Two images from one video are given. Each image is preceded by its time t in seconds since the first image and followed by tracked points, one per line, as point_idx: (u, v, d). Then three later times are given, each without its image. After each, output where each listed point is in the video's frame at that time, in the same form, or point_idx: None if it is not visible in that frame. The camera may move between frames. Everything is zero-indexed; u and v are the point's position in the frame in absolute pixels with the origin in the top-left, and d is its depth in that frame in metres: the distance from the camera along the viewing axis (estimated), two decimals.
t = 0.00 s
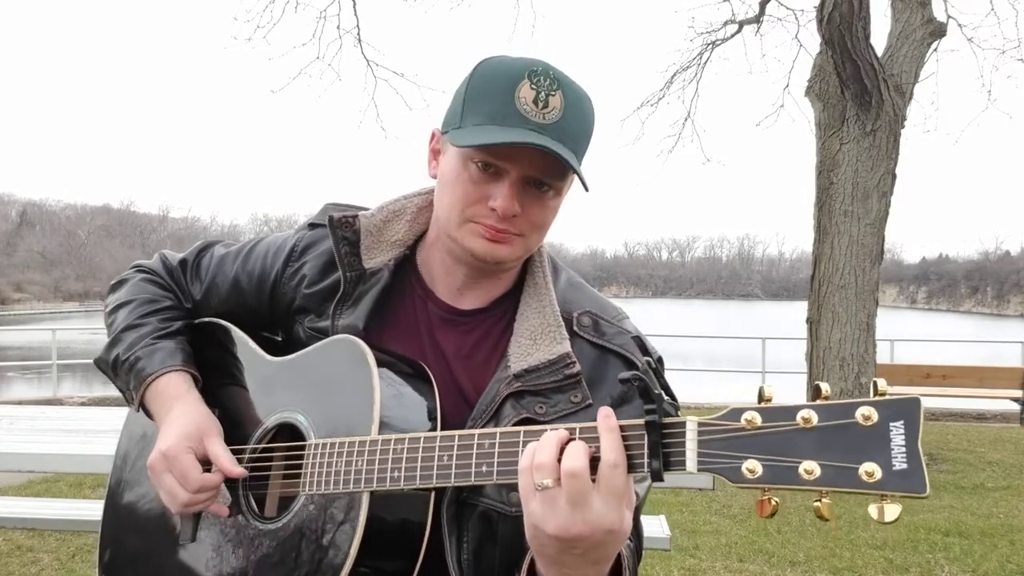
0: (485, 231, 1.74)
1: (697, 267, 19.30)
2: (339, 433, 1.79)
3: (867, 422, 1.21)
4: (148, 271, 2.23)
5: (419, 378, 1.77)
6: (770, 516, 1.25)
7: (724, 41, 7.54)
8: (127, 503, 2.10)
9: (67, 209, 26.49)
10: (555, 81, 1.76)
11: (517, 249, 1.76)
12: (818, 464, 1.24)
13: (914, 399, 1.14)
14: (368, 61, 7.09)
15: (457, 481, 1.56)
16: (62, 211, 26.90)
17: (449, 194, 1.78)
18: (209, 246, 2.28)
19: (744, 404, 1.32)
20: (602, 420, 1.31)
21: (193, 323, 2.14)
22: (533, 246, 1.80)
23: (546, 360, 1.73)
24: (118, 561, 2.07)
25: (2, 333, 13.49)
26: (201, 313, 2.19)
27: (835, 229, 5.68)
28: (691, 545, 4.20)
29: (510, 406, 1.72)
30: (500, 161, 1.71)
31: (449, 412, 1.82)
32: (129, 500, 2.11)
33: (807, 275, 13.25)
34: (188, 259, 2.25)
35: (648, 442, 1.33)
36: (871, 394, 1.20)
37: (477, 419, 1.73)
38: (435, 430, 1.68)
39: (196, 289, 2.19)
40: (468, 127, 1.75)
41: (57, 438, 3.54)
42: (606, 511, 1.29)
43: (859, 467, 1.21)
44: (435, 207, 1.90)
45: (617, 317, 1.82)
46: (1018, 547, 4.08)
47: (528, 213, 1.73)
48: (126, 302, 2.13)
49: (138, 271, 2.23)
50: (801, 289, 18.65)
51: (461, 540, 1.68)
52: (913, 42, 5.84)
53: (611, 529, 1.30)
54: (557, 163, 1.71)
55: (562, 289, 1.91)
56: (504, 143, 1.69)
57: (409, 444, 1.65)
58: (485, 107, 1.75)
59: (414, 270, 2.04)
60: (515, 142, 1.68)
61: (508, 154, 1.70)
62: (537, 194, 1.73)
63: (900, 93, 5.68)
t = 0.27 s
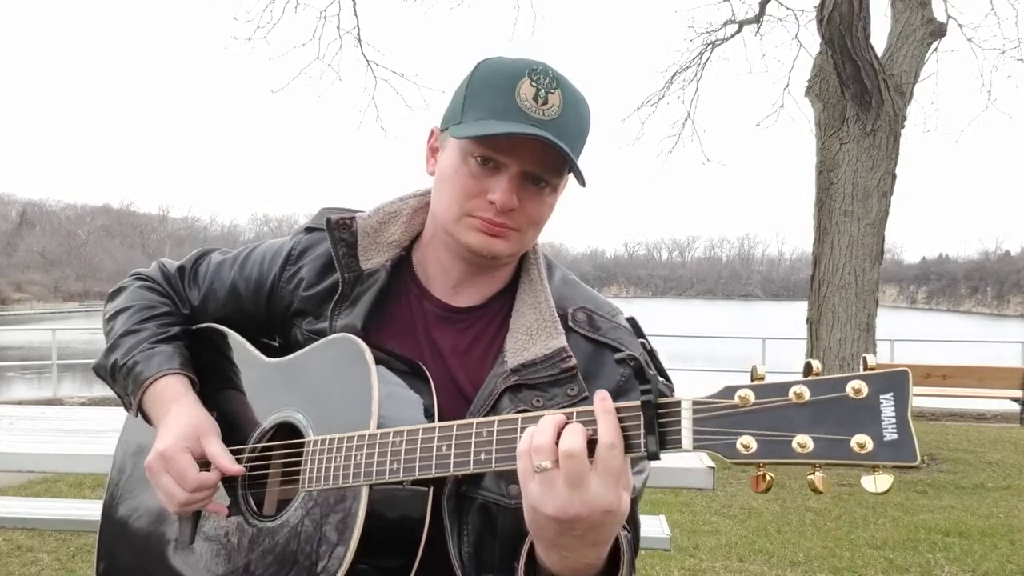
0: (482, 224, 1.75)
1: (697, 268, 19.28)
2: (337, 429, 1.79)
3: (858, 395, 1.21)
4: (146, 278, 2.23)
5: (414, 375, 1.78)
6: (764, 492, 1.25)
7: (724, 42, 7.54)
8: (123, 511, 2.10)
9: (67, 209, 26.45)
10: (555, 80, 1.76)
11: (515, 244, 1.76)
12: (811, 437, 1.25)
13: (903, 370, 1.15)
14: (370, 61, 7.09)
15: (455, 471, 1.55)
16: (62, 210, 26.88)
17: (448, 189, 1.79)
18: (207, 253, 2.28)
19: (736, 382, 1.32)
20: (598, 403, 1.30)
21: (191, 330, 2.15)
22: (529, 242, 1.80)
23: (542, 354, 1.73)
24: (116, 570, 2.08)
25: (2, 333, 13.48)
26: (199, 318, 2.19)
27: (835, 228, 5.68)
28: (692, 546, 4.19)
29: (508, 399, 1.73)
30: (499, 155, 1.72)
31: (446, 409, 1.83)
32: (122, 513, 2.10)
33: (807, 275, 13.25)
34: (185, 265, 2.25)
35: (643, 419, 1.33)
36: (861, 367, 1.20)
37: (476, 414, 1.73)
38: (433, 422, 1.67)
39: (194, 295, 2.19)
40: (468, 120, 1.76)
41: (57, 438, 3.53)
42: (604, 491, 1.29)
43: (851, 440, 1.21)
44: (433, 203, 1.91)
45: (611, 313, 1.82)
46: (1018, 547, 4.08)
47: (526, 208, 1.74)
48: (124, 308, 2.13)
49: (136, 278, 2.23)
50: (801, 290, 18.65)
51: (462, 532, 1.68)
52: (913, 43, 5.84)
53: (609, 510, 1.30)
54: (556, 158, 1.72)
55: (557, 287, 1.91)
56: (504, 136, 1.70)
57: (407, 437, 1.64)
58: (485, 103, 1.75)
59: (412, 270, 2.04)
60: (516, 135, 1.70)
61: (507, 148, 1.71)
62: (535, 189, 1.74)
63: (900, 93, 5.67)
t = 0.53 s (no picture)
0: (472, 212, 1.75)
1: (697, 267, 19.27)
2: (334, 431, 1.78)
3: (854, 392, 1.20)
4: (137, 282, 2.22)
5: (405, 375, 1.76)
6: (763, 489, 1.24)
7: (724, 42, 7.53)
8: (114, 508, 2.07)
9: (67, 208, 26.39)
10: (540, 70, 1.76)
11: (505, 234, 1.77)
12: (809, 435, 1.23)
13: (898, 366, 1.14)
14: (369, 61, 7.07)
15: (454, 472, 1.55)
16: (62, 210, 26.83)
17: (436, 180, 1.79)
18: (198, 256, 2.27)
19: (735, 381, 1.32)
20: (596, 403, 1.28)
21: (182, 332, 2.13)
22: (519, 232, 1.80)
23: (535, 351, 1.72)
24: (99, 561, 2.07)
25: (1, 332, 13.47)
26: (191, 321, 2.18)
27: (835, 228, 5.67)
28: (692, 545, 4.18)
29: (502, 397, 1.71)
30: (487, 141, 1.73)
31: (441, 408, 1.81)
32: (106, 501, 2.09)
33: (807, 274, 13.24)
34: (176, 268, 2.24)
35: (642, 418, 1.32)
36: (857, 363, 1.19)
37: (470, 412, 1.71)
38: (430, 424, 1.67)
39: (186, 298, 2.18)
40: (454, 108, 1.76)
41: (55, 438, 3.52)
42: (604, 491, 1.28)
43: (848, 437, 1.19)
44: (422, 198, 1.91)
45: (604, 309, 1.82)
46: (1018, 546, 4.06)
47: (515, 195, 1.74)
48: (114, 312, 2.12)
49: (126, 283, 2.22)
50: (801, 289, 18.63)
51: (459, 531, 1.66)
52: (913, 42, 5.83)
53: (609, 509, 1.30)
54: (544, 143, 1.74)
55: (548, 283, 1.91)
56: (492, 122, 1.72)
57: (404, 438, 1.64)
58: (471, 92, 1.75)
59: (406, 270, 2.03)
60: (504, 119, 1.71)
61: (495, 133, 1.72)
62: (524, 176, 1.74)
63: (900, 92, 5.66)
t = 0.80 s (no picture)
0: (460, 206, 1.76)
1: (698, 267, 19.27)
2: (328, 436, 1.77)
3: (853, 399, 1.19)
4: (126, 284, 2.21)
5: (398, 377, 1.76)
6: (761, 497, 1.24)
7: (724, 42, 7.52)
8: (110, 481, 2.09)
9: (67, 209, 26.38)
10: (521, 62, 1.79)
11: (492, 228, 1.78)
12: (807, 443, 1.23)
13: (896, 374, 1.13)
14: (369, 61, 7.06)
15: (450, 478, 1.55)
16: (62, 210, 26.81)
17: (423, 177, 1.82)
18: (188, 257, 2.26)
19: (732, 388, 1.31)
20: (593, 410, 1.29)
21: (172, 334, 2.12)
22: (507, 228, 1.81)
23: (528, 352, 1.72)
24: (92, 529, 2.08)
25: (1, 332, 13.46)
26: (181, 322, 2.17)
27: (835, 229, 5.66)
28: (692, 545, 4.18)
29: (496, 400, 1.71)
30: (471, 135, 1.77)
31: (436, 410, 1.81)
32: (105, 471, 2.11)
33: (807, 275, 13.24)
34: (166, 269, 2.23)
35: (640, 428, 1.31)
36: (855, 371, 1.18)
37: (464, 415, 1.71)
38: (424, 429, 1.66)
39: (175, 299, 2.18)
40: (436, 103, 1.79)
41: (55, 438, 3.52)
42: (600, 499, 1.28)
43: (847, 445, 1.19)
44: (411, 200, 1.92)
45: (598, 308, 1.82)
46: (1018, 547, 4.06)
47: (501, 188, 1.76)
48: (104, 315, 2.11)
49: (115, 285, 2.21)
50: (802, 289, 18.62)
51: (454, 536, 1.66)
52: (913, 42, 5.82)
53: (606, 517, 1.29)
54: (527, 135, 1.77)
55: (541, 281, 1.91)
56: (476, 114, 1.75)
57: (400, 444, 1.63)
58: (453, 86, 1.77)
59: (398, 270, 2.03)
60: (488, 110, 1.75)
61: (479, 126, 1.76)
62: (509, 169, 1.77)
63: (900, 93, 5.66)
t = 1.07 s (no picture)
0: (449, 203, 1.76)
1: (698, 267, 19.26)
2: (322, 440, 1.76)
3: (853, 409, 1.19)
4: (118, 283, 2.20)
5: (394, 379, 1.75)
6: (760, 507, 1.23)
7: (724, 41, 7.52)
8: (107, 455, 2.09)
9: (67, 209, 26.36)
10: (509, 56, 1.80)
11: (482, 223, 1.77)
12: (806, 453, 1.23)
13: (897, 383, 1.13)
14: (369, 61, 7.04)
15: (446, 485, 1.55)
16: (62, 210, 26.76)
17: (412, 176, 1.82)
18: (181, 256, 2.26)
19: (731, 396, 1.30)
20: (590, 418, 1.29)
21: (164, 334, 2.11)
22: (499, 226, 1.80)
23: (524, 354, 1.71)
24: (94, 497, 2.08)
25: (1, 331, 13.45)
26: (173, 322, 2.17)
27: (835, 228, 5.66)
28: (692, 545, 4.18)
29: (492, 405, 1.70)
30: (459, 131, 1.78)
31: (431, 413, 1.81)
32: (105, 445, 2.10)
33: (807, 274, 13.23)
34: (158, 268, 2.23)
35: (637, 442, 1.31)
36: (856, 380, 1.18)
37: (459, 420, 1.71)
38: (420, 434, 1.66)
39: (167, 299, 2.17)
40: (423, 100, 1.80)
41: (54, 437, 3.51)
42: (599, 508, 1.27)
43: (847, 455, 1.19)
44: (402, 202, 1.92)
45: (595, 308, 1.81)
46: (1019, 547, 4.05)
47: (490, 183, 1.76)
48: (95, 315, 2.10)
49: (107, 284, 2.20)
50: (801, 289, 18.61)
51: (450, 543, 1.66)
52: (913, 42, 5.82)
53: (604, 527, 1.29)
54: (516, 130, 1.77)
55: (537, 281, 1.90)
56: (463, 109, 1.77)
57: (396, 449, 1.63)
58: (440, 83, 1.78)
59: (391, 272, 2.02)
60: (475, 104, 1.76)
61: (467, 122, 1.77)
62: (498, 164, 1.77)
63: (900, 92, 5.65)
